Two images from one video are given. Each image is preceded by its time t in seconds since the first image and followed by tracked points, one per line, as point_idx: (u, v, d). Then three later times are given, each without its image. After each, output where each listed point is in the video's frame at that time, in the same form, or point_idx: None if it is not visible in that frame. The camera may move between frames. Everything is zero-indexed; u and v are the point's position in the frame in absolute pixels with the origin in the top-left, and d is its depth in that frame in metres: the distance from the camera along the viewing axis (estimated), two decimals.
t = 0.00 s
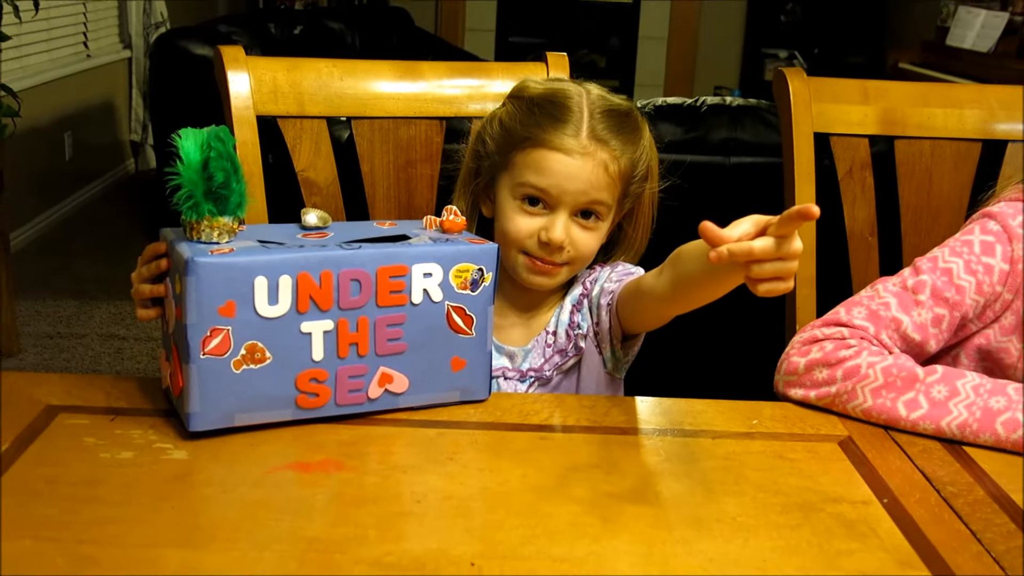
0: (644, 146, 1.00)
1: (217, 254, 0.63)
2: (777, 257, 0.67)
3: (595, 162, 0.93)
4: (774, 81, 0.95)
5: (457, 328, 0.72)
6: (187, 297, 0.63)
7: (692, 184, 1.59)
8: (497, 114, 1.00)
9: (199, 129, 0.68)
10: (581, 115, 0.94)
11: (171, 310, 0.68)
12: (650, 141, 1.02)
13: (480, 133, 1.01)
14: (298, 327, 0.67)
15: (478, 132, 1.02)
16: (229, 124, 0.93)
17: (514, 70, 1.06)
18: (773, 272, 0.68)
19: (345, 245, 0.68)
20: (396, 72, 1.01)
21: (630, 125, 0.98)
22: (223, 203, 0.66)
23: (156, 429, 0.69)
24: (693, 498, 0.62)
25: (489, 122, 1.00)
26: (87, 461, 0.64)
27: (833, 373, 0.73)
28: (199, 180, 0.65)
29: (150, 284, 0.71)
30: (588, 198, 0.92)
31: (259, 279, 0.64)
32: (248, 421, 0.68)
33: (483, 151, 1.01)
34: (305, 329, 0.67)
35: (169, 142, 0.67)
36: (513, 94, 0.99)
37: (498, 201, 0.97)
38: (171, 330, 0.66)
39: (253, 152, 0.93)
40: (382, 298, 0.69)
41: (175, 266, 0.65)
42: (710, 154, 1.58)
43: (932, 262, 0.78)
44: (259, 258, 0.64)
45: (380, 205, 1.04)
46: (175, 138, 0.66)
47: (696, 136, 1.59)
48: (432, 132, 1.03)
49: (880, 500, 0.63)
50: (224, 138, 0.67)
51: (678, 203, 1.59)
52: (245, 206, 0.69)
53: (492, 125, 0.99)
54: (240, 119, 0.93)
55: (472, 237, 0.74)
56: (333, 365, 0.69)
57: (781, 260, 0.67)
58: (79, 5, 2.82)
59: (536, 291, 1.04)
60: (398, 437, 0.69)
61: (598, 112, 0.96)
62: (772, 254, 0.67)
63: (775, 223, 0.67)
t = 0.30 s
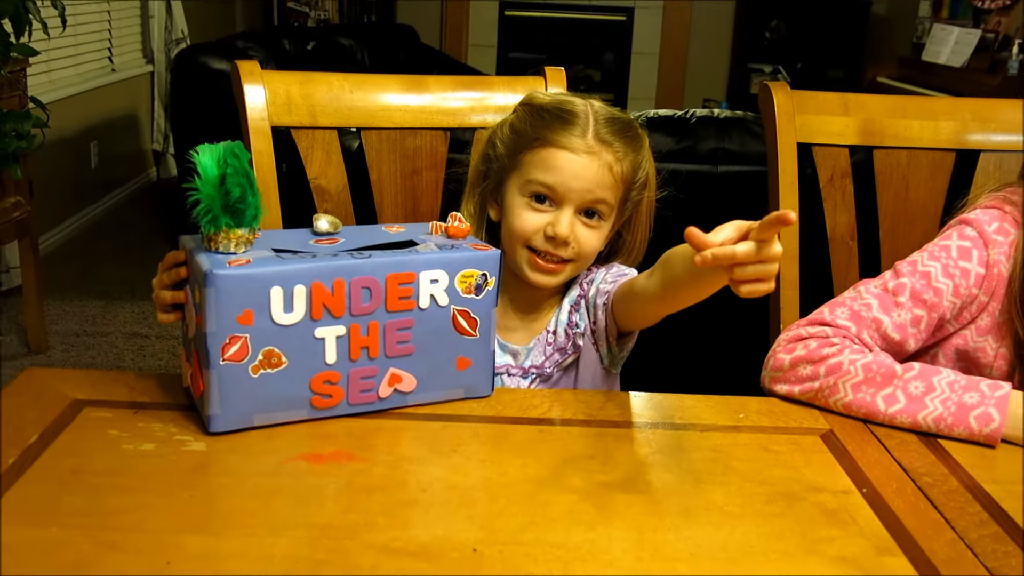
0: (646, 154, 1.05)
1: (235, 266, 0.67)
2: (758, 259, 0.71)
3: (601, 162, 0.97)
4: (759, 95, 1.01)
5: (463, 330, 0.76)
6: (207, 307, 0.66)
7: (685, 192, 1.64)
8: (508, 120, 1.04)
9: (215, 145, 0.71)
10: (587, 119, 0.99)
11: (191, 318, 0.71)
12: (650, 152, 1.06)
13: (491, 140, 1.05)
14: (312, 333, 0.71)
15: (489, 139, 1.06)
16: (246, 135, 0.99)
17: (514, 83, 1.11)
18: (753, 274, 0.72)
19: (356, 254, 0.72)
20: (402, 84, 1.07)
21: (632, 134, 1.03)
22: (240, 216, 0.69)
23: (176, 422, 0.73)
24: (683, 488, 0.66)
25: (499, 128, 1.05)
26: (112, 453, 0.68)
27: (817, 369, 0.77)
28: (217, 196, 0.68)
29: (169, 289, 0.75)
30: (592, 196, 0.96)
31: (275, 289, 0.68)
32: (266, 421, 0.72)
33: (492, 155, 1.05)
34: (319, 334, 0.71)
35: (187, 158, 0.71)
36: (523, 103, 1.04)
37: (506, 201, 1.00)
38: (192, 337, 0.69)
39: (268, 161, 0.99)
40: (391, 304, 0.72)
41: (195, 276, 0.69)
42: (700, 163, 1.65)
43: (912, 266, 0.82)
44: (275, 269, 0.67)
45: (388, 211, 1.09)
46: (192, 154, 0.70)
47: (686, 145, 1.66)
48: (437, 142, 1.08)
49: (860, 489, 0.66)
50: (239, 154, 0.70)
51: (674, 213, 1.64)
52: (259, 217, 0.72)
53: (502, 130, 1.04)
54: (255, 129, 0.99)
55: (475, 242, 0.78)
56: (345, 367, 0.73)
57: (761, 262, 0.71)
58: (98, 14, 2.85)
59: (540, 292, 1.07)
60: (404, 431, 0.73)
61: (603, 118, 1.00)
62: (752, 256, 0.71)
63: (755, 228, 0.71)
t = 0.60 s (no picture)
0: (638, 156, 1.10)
1: (248, 272, 0.70)
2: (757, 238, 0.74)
3: (620, 160, 1.01)
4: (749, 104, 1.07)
5: (466, 330, 0.80)
6: (221, 312, 0.69)
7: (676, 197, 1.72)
8: (516, 130, 1.07)
9: (228, 154, 0.75)
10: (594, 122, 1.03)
11: (206, 321, 0.74)
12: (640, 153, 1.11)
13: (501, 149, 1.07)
14: (321, 335, 0.74)
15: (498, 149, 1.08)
16: (258, 142, 1.02)
17: (515, 92, 1.14)
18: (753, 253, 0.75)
19: (364, 259, 0.75)
20: (408, 94, 1.11)
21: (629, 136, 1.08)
22: (253, 224, 0.72)
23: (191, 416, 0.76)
24: (676, 478, 0.69)
25: (507, 138, 1.07)
26: (129, 445, 0.72)
27: (805, 364, 0.81)
28: (231, 204, 0.71)
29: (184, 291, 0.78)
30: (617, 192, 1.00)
31: (287, 294, 0.71)
32: (277, 418, 0.75)
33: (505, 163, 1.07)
34: (328, 336, 0.74)
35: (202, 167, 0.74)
36: (525, 114, 1.07)
37: (531, 205, 1.02)
38: (206, 339, 0.72)
39: (279, 166, 1.02)
40: (398, 307, 0.76)
41: (209, 281, 0.72)
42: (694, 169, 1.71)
43: (896, 267, 0.89)
44: (286, 275, 0.70)
45: (394, 214, 1.13)
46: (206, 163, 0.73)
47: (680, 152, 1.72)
48: (441, 149, 1.12)
49: (845, 480, 0.70)
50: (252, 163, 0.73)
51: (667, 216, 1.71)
52: (271, 225, 0.75)
53: (512, 138, 1.07)
54: (267, 136, 1.02)
55: (478, 245, 0.81)
56: (353, 367, 0.76)
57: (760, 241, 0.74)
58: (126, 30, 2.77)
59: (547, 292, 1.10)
60: (410, 425, 0.76)
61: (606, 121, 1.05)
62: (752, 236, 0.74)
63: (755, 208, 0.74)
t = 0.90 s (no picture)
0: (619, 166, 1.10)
1: (246, 273, 0.73)
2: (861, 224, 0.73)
3: (603, 195, 1.03)
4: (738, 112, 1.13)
5: (459, 331, 0.83)
6: (220, 311, 0.73)
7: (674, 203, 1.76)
8: (499, 153, 1.07)
9: (229, 161, 0.78)
10: (579, 156, 1.03)
11: (208, 321, 0.77)
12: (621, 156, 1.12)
13: (485, 170, 1.08)
14: (318, 334, 0.77)
15: (481, 168, 1.09)
16: (269, 149, 1.06)
17: (513, 103, 1.18)
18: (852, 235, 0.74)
19: (360, 262, 0.78)
20: (412, 104, 1.15)
21: (612, 153, 1.08)
22: (252, 227, 0.75)
23: (204, 412, 0.80)
24: (668, 471, 0.72)
25: (491, 160, 1.07)
26: (146, 440, 0.75)
27: (793, 362, 0.85)
28: (230, 208, 0.74)
29: (191, 293, 0.82)
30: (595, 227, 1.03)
31: (283, 294, 0.74)
32: (276, 415, 0.79)
33: (488, 185, 1.08)
34: (324, 336, 0.77)
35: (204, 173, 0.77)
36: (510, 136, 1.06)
37: (512, 232, 1.05)
38: (208, 337, 0.76)
39: (289, 174, 1.05)
40: (392, 308, 0.79)
41: (211, 282, 0.75)
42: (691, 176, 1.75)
43: (879, 269, 0.93)
44: (283, 276, 0.74)
45: (400, 220, 1.16)
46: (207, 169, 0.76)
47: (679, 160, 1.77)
48: (445, 157, 1.16)
49: (830, 473, 0.73)
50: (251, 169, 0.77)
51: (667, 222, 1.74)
52: (271, 228, 0.78)
53: (497, 162, 1.07)
54: (277, 144, 1.06)
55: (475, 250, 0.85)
56: (349, 365, 0.80)
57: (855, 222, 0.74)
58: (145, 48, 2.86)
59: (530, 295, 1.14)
60: (413, 421, 0.80)
61: (590, 150, 1.05)
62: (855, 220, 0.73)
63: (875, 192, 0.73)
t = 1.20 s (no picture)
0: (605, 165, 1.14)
1: (255, 273, 0.76)
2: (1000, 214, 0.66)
3: (583, 189, 1.06)
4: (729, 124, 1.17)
5: (460, 332, 0.86)
6: (230, 309, 0.75)
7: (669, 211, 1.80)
8: (488, 154, 1.11)
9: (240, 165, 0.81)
10: (560, 152, 1.07)
11: (218, 319, 0.80)
12: (610, 158, 1.16)
13: (475, 170, 1.13)
14: (323, 332, 0.80)
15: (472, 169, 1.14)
16: (279, 154, 1.09)
17: (514, 112, 1.21)
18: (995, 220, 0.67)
19: (364, 264, 0.81)
20: (416, 112, 1.18)
21: (596, 153, 1.12)
22: (261, 229, 0.78)
23: (213, 407, 0.83)
24: (660, 467, 0.75)
25: (481, 161, 1.12)
26: (158, 433, 0.78)
27: (780, 361, 0.90)
28: (241, 211, 0.77)
29: (203, 291, 0.85)
30: (578, 220, 1.06)
31: (290, 294, 0.77)
32: (282, 409, 0.82)
33: (478, 185, 1.12)
34: (329, 334, 0.80)
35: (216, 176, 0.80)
36: (497, 137, 1.11)
37: (499, 228, 1.09)
38: (218, 334, 0.79)
39: (298, 178, 1.09)
40: (395, 309, 0.82)
41: (221, 282, 0.78)
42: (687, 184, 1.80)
43: (863, 273, 0.99)
44: (290, 277, 0.76)
45: (404, 223, 1.20)
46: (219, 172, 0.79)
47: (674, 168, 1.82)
48: (448, 164, 1.19)
49: (815, 469, 0.76)
50: (261, 174, 0.80)
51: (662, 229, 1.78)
52: (280, 231, 0.81)
53: (486, 162, 1.11)
54: (287, 150, 1.09)
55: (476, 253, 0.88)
56: (354, 363, 0.83)
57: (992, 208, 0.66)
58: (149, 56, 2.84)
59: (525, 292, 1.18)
60: (415, 417, 0.83)
61: (573, 147, 1.09)
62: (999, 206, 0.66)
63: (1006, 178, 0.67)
